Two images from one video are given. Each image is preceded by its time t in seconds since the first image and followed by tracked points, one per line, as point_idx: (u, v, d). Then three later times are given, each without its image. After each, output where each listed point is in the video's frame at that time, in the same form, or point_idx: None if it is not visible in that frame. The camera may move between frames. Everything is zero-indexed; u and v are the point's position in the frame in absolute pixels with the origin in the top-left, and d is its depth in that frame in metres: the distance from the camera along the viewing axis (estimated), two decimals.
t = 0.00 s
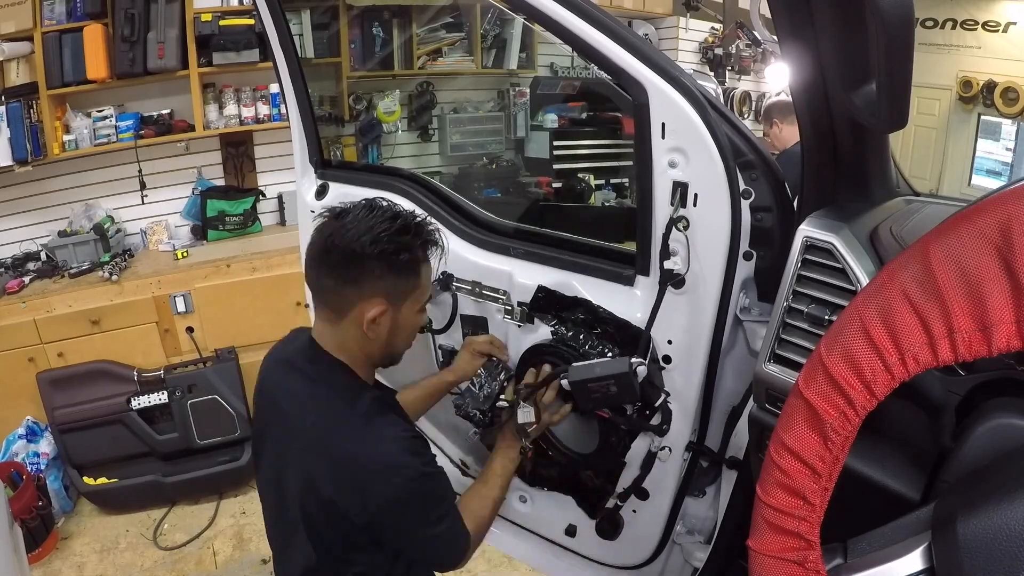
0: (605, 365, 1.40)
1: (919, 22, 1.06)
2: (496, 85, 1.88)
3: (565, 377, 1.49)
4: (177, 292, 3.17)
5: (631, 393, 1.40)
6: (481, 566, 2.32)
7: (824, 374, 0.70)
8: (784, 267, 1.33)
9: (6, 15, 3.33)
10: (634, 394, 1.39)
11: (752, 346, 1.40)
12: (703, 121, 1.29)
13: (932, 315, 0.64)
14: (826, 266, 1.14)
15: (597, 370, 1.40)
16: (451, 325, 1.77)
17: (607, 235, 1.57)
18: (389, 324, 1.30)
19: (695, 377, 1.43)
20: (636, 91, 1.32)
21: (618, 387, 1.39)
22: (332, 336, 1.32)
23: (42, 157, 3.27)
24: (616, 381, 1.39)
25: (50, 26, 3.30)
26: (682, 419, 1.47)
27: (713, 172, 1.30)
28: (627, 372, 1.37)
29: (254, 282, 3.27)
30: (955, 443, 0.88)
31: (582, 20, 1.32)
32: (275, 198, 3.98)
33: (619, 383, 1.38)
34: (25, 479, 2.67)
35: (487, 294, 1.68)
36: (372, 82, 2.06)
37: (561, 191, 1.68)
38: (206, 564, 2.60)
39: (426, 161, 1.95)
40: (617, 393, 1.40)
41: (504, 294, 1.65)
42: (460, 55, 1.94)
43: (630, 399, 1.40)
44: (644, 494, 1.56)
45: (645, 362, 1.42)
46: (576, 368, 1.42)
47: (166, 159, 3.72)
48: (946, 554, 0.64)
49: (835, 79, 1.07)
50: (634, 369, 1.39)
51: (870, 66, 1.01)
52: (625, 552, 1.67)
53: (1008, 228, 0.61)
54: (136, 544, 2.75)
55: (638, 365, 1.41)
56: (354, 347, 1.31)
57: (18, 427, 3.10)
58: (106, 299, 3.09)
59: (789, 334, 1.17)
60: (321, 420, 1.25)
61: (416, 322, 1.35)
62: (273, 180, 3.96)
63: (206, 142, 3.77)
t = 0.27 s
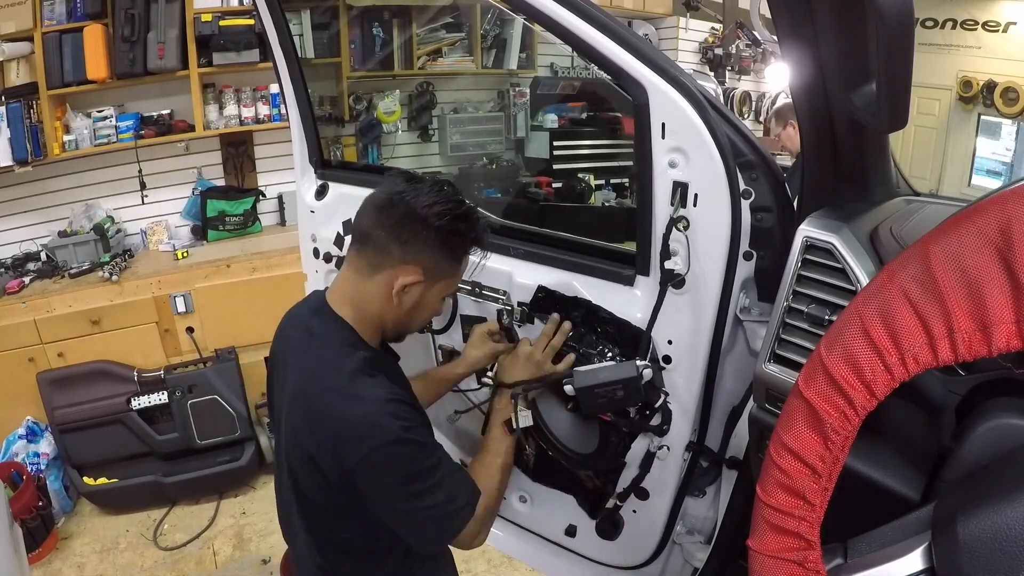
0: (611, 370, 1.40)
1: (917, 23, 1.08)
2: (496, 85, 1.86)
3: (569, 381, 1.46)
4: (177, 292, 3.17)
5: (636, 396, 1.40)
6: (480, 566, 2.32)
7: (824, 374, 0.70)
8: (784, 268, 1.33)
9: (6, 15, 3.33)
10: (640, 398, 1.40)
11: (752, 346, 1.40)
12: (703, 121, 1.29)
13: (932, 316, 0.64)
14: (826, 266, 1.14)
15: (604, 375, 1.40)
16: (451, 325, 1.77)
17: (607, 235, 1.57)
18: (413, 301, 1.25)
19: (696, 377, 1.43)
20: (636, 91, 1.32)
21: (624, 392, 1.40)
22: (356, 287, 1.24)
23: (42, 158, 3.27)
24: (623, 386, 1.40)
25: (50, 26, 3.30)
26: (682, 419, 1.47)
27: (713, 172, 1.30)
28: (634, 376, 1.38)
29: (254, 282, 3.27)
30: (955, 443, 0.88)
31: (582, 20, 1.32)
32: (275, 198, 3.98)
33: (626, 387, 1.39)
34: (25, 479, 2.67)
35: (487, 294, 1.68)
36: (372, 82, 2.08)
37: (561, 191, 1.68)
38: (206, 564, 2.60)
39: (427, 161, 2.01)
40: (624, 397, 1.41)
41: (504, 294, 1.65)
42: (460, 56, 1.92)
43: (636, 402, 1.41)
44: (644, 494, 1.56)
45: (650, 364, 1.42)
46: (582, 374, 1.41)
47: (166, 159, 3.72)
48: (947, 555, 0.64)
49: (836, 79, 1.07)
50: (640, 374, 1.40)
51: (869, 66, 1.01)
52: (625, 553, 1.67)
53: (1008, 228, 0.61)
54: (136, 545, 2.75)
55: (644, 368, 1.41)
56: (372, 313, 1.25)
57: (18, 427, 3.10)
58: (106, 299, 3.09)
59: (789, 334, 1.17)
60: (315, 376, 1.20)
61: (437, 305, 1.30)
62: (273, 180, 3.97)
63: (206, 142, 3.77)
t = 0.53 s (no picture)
0: (612, 368, 1.40)
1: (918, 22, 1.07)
2: (496, 85, 1.86)
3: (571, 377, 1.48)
4: (177, 292, 3.17)
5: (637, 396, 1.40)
6: (480, 566, 2.32)
7: (824, 374, 0.70)
8: (784, 268, 1.33)
9: (6, 15, 3.33)
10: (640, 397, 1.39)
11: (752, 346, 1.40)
12: (703, 121, 1.28)
13: (932, 315, 0.64)
14: (826, 267, 1.14)
15: (604, 372, 1.40)
16: (451, 325, 1.77)
17: (607, 235, 1.57)
18: (392, 297, 1.29)
19: (695, 377, 1.43)
20: (636, 91, 1.32)
21: (624, 390, 1.40)
22: (336, 285, 1.28)
23: (42, 158, 3.27)
24: (623, 385, 1.39)
25: (50, 26, 3.30)
26: (682, 420, 1.47)
27: (713, 172, 1.30)
28: (635, 376, 1.38)
29: (253, 282, 3.27)
30: (955, 443, 0.88)
31: (582, 20, 1.32)
32: (275, 198, 3.98)
33: (626, 386, 1.39)
34: (25, 479, 2.67)
35: (487, 294, 1.68)
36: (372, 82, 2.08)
37: (561, 191, 1.68)
38: (206, 564, 2.60)
39: (427, 162, 1.99)
40: (623, 396, 1.40)
41: (504, 294, 1.65)
42: (460, 56, 1.93)
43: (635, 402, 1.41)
44: (644, 494, 1.56)
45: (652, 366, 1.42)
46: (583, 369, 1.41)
47: (166, 159, 3.72)
48: (947, 555, 0.64)
49: (836, 78, 1.07)
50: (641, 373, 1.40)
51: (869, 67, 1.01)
52: (625, 553, 1.67)
53: (1008, 228, 0.61)
54: (136, 545, 2.75)
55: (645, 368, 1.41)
56: (353, 309, 1.28)
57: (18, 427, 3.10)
58: (106, 299, 3.09)
59: (789, 334, 1.17)
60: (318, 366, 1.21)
61: (416, 305, 1.34)
62: (273, 180, 3.96)
63: (206, 142, 3.77)
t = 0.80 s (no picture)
0: (607, 370, 1.34)
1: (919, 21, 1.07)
2: (496, 85, 1.86)
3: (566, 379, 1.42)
4: (177, 292, 3.17)
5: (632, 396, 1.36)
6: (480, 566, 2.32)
7: (824, 374, 0.70)
8: (784, 267, 1.33)
9: (6, 15, 3.33)
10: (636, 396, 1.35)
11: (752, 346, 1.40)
12: (703, 120, 1.29)
13: (932, 316, 0.64)
14: (826, 267, 1.14)
15: (600, 375, 1.34)
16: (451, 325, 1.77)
17: (607, 235, 1.57)
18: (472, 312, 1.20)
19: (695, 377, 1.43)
20: (636, 91, 1.32)
21: (621, 391, 1.35)
22: (404, 304, 1.17)
23: (42, 158, 3.27)
24: (620, 386, 1.34)
25: (50, 26, 3.30)
26: (682, 419, 1.47)
27: (713, 172, 1.30)
28: (632, 375, 1.34)
29: (253, 282, 3.27)
30: (955, 443, 0.88)
31: (582, 20, 1.32)
32: (275, 198, 3.98)
33: (622, 387, 1.34)
34: (25, 479, 2.67)
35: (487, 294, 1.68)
36: (372, 82, 2.08)
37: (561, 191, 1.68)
38: (206, 564, 2.60)
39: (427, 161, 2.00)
40: (619, 396, 1.36)
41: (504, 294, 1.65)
42: (460, 56, 1.92)
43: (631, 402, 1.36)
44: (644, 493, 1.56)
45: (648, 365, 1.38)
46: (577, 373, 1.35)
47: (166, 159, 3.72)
48: (946, 555, 0.64)
49: (836, 78, 1.07)
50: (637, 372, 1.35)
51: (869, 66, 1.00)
52: (625, 553, 1.67)
53: (1007, 228, 0.61)
54: (136, 544, 2.75)
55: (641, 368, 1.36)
56: (426, 322, 1.18)
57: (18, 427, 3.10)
58: (106, 300, 3.09)
59: (789, 334, 1.17)
60: (368, 378, 1.11)
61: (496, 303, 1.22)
62: (273, 180, 3.96)
63: (206, 142, 3.77)
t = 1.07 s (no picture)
0: (594, 365, 1.38)
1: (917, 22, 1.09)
2: (496, 85, 1.86)
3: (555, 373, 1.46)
4: (177, 292, 3.17)
5: (620, 391, 1.38)
6: (480, 566, 2.32)
7: (824, 374, 0.70)
8: (784, 267, 1.33)
9: (6, 15, 3.33)
10: (624, 392, 1.38)
11: (752, 346, 1.40)
12: (703, 120, 1.28)
13: (932, 316, 0.64)
14: (826, 267, 1.14)
15: (587, 369, 1.38)
16: (451, 325, 1.76)
17: (607, 235, 1.57)
18: (355, 310, 1.30)
19: (695, 377, 1.43)
20: (636, 91, 1.32)
21: (608, 387, 1.37)
22: (295, 308, 1.29)
23: (42, 158, 3.27)
24: (607, 381, 1.37)
25: (50, 26, 3.29)
26: (682, 419, 1.47)
27: (713, 172, 1.30)
28: (617, 371, 1.35)
29: (253, 282, 3.27)
30: (955, 443, 0.88)
31: (582, 20, 1.32)
32: (275, 198, 3.98)
33: (609, 381, 1.37)
34: (25, 479, 2.67)
35: (487, 295, 1.68)
36: (373, 82, 2.08)
37: (561, 191, 1.69)
38: (206, 564, 2.60)
39: (426, 161, 1.94)
40: (608, 393, 1.39)
41: (504, 294, 1.65)
42: (461, 55, 1.92)
43: (620, 397, 1.38)
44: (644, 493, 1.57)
45: (637, 361, 1.42)
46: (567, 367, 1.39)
47: (166, 158, 3.72)
48: (947, 555, 0.64)
49: (836, 78, 1.07)
50: (624, 369, 1.38)
51: (869, 67, 1.00)
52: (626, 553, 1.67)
53: (1008, 228, 0.61)
54: (136, 545, 2.75)
55: (628, 364, 1.40)
56: (318, 328, 1.29)
57: (18, 427, 3.10)
58: (106, 299, 3.09)
59: (789, 334, 1.17)
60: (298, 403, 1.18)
61: (379, 318, 1.35)
62: (273, 180, 3.96)
63: (206, 142, 3.77)
